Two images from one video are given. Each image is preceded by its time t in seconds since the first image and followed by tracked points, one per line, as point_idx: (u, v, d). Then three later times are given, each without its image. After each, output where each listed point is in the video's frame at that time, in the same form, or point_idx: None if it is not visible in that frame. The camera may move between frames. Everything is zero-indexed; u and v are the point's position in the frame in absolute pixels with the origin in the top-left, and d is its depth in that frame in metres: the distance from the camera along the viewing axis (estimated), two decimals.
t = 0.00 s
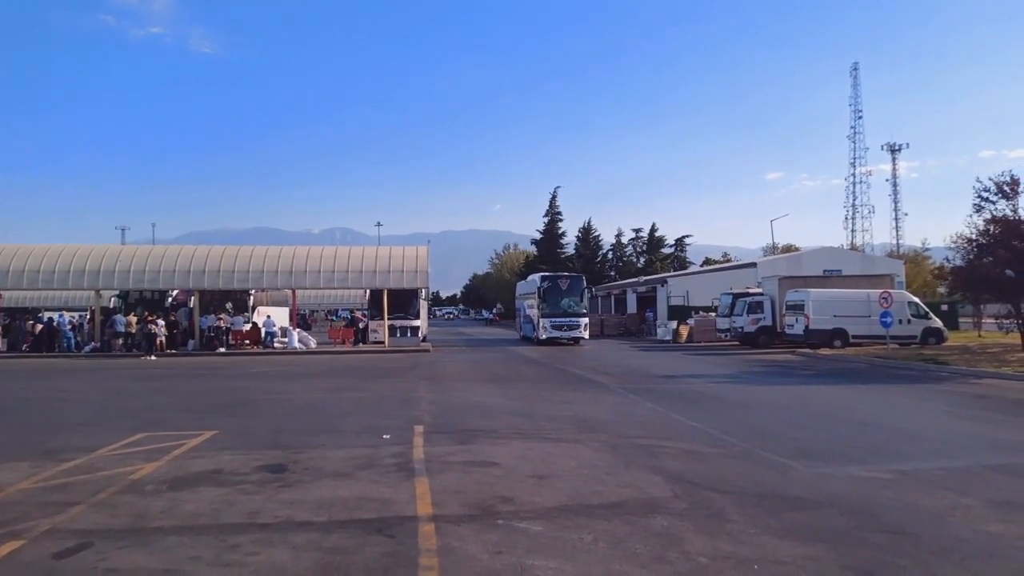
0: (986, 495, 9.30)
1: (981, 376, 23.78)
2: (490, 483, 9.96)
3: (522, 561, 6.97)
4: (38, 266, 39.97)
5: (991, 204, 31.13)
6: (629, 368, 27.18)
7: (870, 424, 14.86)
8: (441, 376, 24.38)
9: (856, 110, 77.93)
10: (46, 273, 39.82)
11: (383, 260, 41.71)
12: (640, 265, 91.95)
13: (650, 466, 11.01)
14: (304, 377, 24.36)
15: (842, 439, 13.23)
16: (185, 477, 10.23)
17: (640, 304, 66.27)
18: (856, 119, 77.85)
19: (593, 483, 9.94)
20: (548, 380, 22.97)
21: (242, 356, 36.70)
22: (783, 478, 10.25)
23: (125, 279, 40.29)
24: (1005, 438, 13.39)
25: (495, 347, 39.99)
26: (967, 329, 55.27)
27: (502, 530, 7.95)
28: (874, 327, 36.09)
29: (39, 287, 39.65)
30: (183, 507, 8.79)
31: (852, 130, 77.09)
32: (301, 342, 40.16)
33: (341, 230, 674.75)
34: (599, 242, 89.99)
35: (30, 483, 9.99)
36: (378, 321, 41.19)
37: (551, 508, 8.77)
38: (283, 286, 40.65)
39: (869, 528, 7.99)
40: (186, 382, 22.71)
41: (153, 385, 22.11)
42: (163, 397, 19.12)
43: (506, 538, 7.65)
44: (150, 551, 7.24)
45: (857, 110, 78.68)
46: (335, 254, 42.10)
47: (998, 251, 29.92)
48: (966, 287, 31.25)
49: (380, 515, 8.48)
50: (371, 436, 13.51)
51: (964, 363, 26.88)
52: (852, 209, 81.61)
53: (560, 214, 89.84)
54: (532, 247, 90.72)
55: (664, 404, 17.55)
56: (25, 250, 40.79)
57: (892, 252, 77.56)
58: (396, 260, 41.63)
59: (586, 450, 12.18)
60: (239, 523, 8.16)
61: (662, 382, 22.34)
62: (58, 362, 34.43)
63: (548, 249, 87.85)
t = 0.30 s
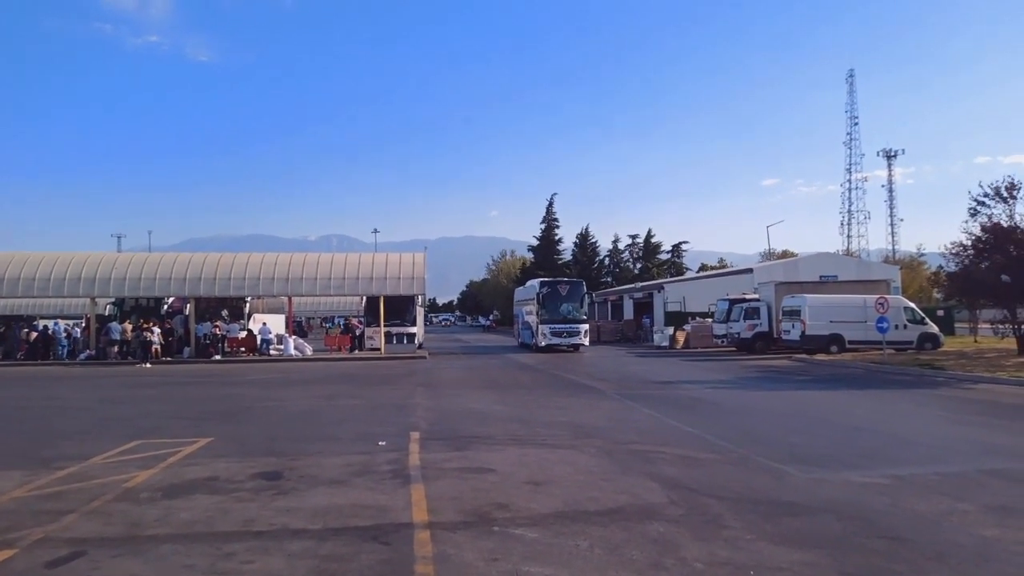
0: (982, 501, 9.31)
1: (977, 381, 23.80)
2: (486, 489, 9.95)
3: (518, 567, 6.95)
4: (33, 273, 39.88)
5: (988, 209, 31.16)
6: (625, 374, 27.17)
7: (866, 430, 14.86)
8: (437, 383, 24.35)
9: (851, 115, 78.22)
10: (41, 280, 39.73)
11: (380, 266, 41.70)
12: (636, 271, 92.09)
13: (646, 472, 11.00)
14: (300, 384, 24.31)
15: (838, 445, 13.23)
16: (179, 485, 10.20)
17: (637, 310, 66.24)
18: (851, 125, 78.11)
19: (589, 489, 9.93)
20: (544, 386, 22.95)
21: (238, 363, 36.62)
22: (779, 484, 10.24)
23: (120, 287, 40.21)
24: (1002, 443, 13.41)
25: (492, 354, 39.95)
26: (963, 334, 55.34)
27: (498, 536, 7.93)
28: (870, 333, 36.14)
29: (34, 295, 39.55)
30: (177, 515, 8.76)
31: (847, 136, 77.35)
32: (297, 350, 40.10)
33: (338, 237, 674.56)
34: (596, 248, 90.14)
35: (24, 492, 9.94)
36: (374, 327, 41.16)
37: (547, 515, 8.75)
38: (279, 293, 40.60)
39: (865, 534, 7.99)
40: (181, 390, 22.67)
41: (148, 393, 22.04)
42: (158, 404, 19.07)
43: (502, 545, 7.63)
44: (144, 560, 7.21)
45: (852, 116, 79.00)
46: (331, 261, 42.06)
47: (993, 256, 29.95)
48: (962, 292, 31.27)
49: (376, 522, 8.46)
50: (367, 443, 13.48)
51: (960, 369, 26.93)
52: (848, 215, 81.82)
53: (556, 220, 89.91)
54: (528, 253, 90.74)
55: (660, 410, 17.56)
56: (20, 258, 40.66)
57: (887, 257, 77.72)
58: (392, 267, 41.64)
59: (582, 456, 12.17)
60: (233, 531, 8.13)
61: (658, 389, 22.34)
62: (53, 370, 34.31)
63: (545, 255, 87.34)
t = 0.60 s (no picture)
0: (994, 503, 9.26)
1: (990, 382, 23.65)
2: (495, 489, 9.96)
3: (527, 567, 6.97)
4: (46, 271, 40.14)
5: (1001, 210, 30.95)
6: (635, 374, 27.13)
7: (877, 431, 14.78)
8: (447, 382, 24.39)
9: (862, 115, 77.82)
10: (53, 278, 40.00)
11: (390, 265, 41.76)
12: (645, 271, 91.98)
13: (655, 472, 10.99)
14: (310, 383, 24.40)
15: (848, 446, 13.17)
16: (190, 483, 10.25)
17: (646, 310, 66.12)
18: (863, 125, 77.73)
19: (599, 489, 9.93)
20: (553, 386, 22.96)
21: (248, 361, 36.77)
22: (789, 485, 10.20)
23: (132, 284, 40.41)
24: (1015, 444, 13.33)
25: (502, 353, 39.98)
26: (975, 335, 54.97)
27: (507, 536, 7.94)
28: (881, 333, 35.99)
29: (46, 293, 39.81)
30: (188, 513, 8.81)
31: (859, 136, 76.97)
32: (307, 348, 40.24)
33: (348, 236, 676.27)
34: (606, 248, 90.04)
35: (37, 489, 10.02)
36: (384, 326, 41.28)
37: (556, 514, 8.75)
38: (290, 291, 40.72)
39: (876, 535, 7.96)
40: (192, 388, 22.76)
41: (159, 390, 22.18)
42: (170, 402, 19.18)
43: (511, 544, 7.64)
44: (156, 557, 7.26)
45: (864, 115, 78.58)
46: (341, 259, 42.17)
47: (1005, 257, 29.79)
48: (974, 292, 31.11)
49: (385, 521, 8.48)
50: (376, 441, 13.51)
51: (971, 370, 26.80)
52: (859, 215, 81.40)
53: (565, 220, 89.85)
54: (538, 253, 90.70)
55: (670, 410, 17.53)
56: (33, 256, 40.94)
57: (899, 257, 77.29)
58: (402, 265, 41.72)
59: (591, 456, 12.17)
60: (243, 528, 8.17)
61: (668, 388, 22.31)
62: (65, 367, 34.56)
63: (554, 255, 87.52)
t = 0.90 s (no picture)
0: (991, 505, 9.27)
1: (987, 384, 23.67)
2: (493, 489, 9.96)
3: (525, 567, 6.96)
4: (43, 270, 40.06)
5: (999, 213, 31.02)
6: (633, 375, 27.12)
7: (875, 432, 14.79)
8: (445, 382, 24.38)
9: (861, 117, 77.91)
10: (50, 277, 39.93)
11: (388, 266, 41.75)
12: (643, 272, 92.02)
13: (653, 473, 10.99)
14: (307, 383, 24.38)
15: (846, 447, 13.18)
16: (188, 483, 10.23)
17: (644, 311, 66.11)
18: (861, 126, 77.82)
19: (597, 490, 9.92)
20: (551, 386, 22.95)
21: (246, 361, 36.74)
22: (787, 486, 10.21)
23: (129, 284, 40.34)
24: (1013, 446, 13.33)
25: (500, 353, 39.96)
26: (972, 337, 55.08)
27: (505, 537, 7.92)
28: (879, 335, 36.01)
29: (44, 292, 39.74)
30: (186, 513, 8.79)
31: (857, 138, 77.11)
32: (305, 348, 40.19)
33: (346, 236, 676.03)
34: (603, 249, 90.07)
35: (34, 488, 10.00)
36: (381, 326, 41.26)
37: (554, 515, 8.74)
38: (288, 291, 40.68)
39: (873, 537, 7.97)
40: (189, 388, 22.71)
41: (157, 390, 22.14)
42: (168, 402, 19.15)
43: (510, 545, 7.64)
44: (154, 556, 7.25)
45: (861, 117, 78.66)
46: (340, 260, 42.15)
47: (1004, 259, 29.83)
48: (971, 295, 31.14)
49: (383, 521, 8.48)
50: (374, 441, 13.50)
51: (969, 371, 26.82)
52: (856, 217, 81.50)
53: (563, 220, 89.83)
54: (535, 253, 90.65)
55: (667, 411, 17.53)
56: (30, 255, 40.85)
57: (896, 259, 77.46)
58: (400, 266, 41.73)
59: (589, 456, 12.16)
60: (242, 528, 8.16)
61: (665, 389, 22.31)
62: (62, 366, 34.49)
63: (552, 256, 87.49)
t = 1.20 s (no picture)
0: (991, 510, 9.25)
1: (986, 390, 23.68)
2: (492, 494, 9.94)
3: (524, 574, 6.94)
4: (41, 273, 40.03)
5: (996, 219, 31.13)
6: (631, 380, 27.12)
7: (873, 438, 14.78)
8: (444, 386, 24.36)
9: (859, 121, 78.08)
10: (49, 280, 39.90)
11: (387, 270, 41.77)
12: (642, 276, 92.10)
13: (652, 478, 10.98)
14: (306, 387, 24.36)
15: (845, 452, 13.17)
16: (186, 487, 10.20)
17: (643, 315, 66.16)
18: (859, 131, 77.96)
19: (596, 496, 9.91)
20: (550, 391, 22.95)
21: (244, 365, 36.70)
22: (786, 492, 10.19)
23: (128, 287, 40.32)
24: (1011, 452, 13.33)
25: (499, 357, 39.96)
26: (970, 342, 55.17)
27: (504, 542, 7.90)
28: (877, 340, 36.04)
29: (42, 295, 39.69)
30: (183, 517, 8.77)
31: (855, 142, 77.31)
32: (304, 352, 40.15)
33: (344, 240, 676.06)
34: (602, 253, 90.16)
35: (31, 493, 9.97)
36: (380, 330, 41.25)
37: (553, 521, 8.72)
38: (286, 295, 40.64)
39: (873, 543, 7.95)
40: (187, 392, 22.68)
41: (154, 394, 22.09)
42: (166, 406, 19.13)
43: (508, 551, 7.62)
44: (151, 562, 7.22)
45: (860, 122, 78.81)
46: (339, 263, 42.17)
47: (1001, 265, 29.88)
48: (969, 300, 31.17)
49: (382, 526, 8.45)
50: (373, 446, 13.48)
51: (968, 377, 26.83)
52: (855, 221, 81.64)
53: (562, 224, 89.93)
54: (534, 257, 90.71)
55: (666, 416, 17.53)
56: (29, 258, 40.81)
57: (894, 264, 77.58)
58: (399, 270, 41.74)
59: (588, 462, 12.15)
60: (239, 533, 8.14)
61: (664, 394, 22.30)
62: (60, 370, 34.43)
63: (551, 260, 87.56)
